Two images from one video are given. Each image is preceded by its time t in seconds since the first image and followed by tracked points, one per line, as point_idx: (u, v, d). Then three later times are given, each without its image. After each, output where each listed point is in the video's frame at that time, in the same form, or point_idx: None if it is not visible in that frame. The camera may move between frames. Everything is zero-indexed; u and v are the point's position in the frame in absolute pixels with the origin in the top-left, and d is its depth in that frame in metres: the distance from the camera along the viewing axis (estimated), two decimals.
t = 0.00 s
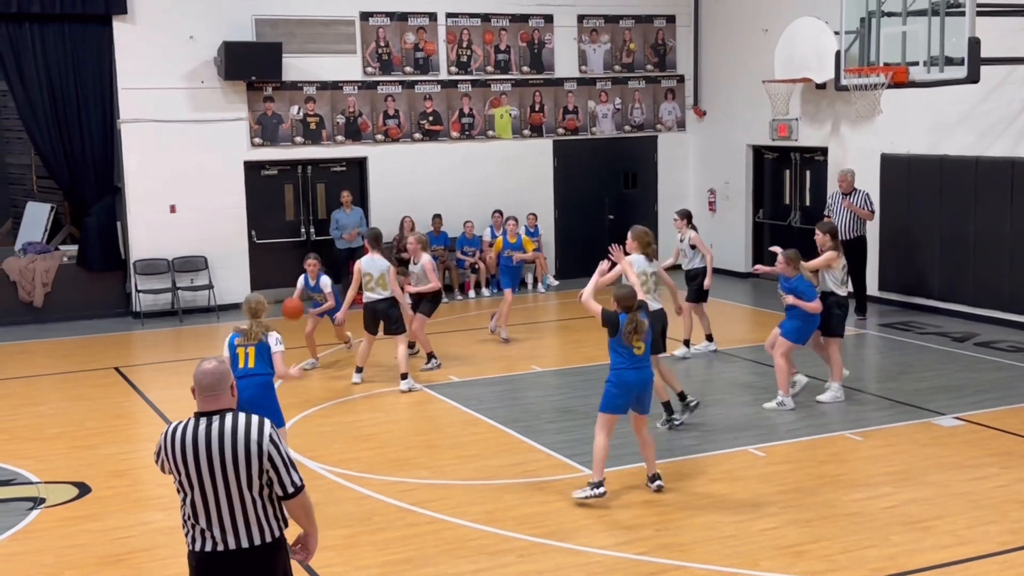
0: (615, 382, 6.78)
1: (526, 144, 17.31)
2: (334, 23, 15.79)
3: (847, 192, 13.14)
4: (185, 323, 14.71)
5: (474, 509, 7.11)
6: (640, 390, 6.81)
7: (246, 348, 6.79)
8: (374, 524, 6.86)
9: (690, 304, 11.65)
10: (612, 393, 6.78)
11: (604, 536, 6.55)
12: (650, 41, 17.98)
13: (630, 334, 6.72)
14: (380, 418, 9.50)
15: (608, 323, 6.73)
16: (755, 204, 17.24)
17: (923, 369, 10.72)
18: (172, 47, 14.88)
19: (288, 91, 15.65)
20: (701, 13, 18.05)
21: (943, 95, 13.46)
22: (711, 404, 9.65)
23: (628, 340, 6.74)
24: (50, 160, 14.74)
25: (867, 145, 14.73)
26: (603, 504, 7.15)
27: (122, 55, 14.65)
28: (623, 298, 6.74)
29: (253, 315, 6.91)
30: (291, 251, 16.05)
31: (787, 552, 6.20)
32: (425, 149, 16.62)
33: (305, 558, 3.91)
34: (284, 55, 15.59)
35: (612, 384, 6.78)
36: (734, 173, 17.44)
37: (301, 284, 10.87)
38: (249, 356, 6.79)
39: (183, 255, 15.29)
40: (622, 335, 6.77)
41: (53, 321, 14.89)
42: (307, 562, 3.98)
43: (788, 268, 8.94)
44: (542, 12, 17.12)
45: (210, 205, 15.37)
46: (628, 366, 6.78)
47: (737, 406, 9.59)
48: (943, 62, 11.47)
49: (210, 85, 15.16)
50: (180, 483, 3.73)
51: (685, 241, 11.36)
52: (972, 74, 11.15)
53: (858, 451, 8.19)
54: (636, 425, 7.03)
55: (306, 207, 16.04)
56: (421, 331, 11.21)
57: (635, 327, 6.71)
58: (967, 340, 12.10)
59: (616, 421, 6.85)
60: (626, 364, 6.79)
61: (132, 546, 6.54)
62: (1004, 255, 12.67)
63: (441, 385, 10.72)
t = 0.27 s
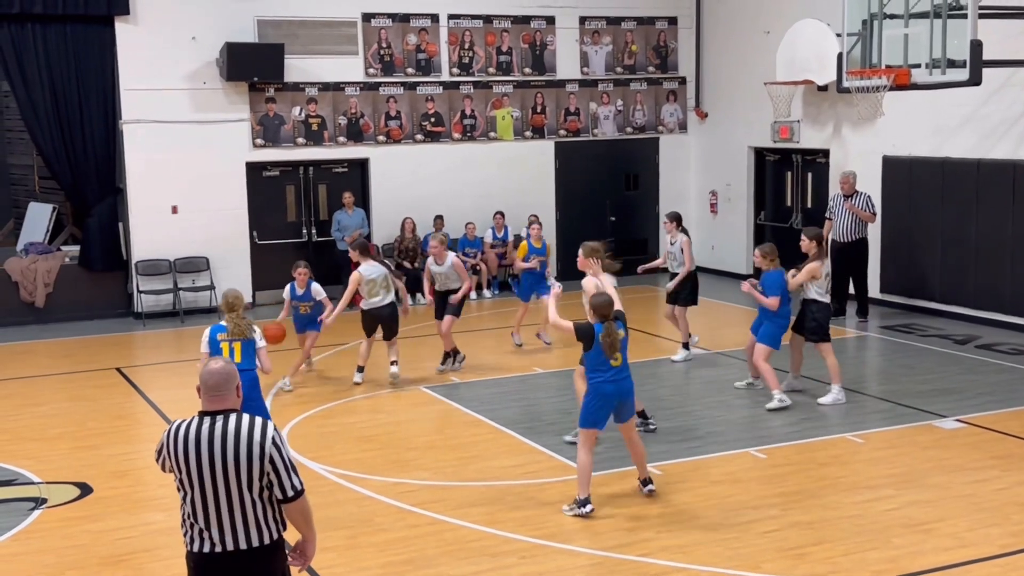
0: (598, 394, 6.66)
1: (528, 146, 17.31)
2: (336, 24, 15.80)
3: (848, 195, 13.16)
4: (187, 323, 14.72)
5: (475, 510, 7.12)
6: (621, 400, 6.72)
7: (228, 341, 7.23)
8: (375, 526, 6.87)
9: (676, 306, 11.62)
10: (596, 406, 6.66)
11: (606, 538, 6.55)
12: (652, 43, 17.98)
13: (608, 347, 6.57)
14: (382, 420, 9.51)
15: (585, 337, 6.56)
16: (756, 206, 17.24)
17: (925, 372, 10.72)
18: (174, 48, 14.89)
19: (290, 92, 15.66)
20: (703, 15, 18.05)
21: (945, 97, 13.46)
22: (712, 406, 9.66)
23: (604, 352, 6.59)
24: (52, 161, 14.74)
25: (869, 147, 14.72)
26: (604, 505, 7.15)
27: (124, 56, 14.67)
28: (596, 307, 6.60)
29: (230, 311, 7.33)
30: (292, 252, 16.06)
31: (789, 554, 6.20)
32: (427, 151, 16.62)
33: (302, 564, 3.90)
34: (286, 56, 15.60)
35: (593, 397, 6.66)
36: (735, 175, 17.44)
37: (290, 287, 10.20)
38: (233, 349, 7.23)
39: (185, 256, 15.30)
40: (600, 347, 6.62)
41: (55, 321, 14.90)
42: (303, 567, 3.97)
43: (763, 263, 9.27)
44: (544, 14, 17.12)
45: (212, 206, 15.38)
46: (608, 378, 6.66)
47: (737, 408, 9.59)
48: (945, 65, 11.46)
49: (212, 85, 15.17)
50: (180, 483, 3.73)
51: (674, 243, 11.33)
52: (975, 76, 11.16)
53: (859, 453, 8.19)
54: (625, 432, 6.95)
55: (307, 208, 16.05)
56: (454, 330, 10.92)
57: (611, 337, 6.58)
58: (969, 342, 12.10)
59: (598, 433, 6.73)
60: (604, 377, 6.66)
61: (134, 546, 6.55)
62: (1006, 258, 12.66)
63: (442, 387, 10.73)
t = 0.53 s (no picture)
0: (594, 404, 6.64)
1: (527, 147, 17.31)
2: (336, 25, 15.81)
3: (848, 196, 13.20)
4: (187, 324, 14.72)
5: (474, 511, 7.11)
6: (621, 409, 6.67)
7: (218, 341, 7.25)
8: (374, 527, 6.86)
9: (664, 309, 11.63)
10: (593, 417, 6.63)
11: (605, 539, 6.55)
12: (652, 44, 17.99)
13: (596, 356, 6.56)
14: (381, 420, 9.50)
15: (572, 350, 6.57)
16: (756, 207, 17.25)
17: (924, 374, 10.72)
18: (174, 49, 14.90)
19: (290, 93, 15.66)
20: (702, 16, 18.06)
21: (944, 99, 13.47)
22: (711, 407, 9.66)
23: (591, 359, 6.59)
24: (51, 161, 14.74)
25: (869, 149, 14.72)
26: (603, 507, 7.15)
27: (124, 56, 14.67)
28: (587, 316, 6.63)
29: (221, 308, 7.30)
30: (292, 252, 16.06)
31: (788, 556, 6.20)
32: (427, 152, 16.63)
33: (296, 569, 3.89)
34: (286, 57, 15.60)
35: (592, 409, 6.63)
36: (735, 177, 17.45)
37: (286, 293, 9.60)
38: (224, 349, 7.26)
39: (184, 256, 15.29)
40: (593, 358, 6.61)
41: (54, 322, 14.90)
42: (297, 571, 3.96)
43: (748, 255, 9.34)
44: (544, 15, 17.13)
45: (211, 207, 15.38)
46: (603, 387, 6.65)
47: (737, 409, 9.59)
48: (945, 67, 11.47)
49: (212, 86, 15.17)
50: (179, 482, 3.73)
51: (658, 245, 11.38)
52: (975, 78, 11.15)
53: (858, 454, 8.19)
54: (630, 437, 6.91)
55: (307, 208, 16.05)
56: (488, 346, 10.30)
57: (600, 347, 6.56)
58: (968, 344, 12.10)
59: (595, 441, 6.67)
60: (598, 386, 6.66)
61: (133, 547, 6.54)
62: (1005, 260, 12.67)
63: (441, 388, 10.72)
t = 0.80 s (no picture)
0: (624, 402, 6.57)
1: (524, 148, 17.32)
2: (332, 25, 15.80)
3: (844, 198, 13.25)
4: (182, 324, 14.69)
5: (470, 512, 7.11)
6: (649, 410, 6.57)
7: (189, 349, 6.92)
8: (370, 528, 6.86)
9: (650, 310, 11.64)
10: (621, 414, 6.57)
11: (601, 540, 6.55)
12: (648, 45, 18.01)
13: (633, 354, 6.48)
14: (377, 421, 9.49)
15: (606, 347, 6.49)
16: (752, 208, 17.28)
17: (919, 375, 10.74)
18: (170, 49, 14.88)
19: (286, 94, 15.65)
20: (698, 18, 18.08)
21: (939, 101, 13.50)
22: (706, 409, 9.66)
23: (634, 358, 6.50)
24: (47, 162, 14.71)
25: (864, 150, 14.75)
26: (599, 508, 7.15)
27: (119, 56, 14.65)
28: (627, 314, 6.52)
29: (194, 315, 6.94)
30: (288, 253, 16.06)
31: (783, 556, 6.20)
32: (423, 152, 16.62)
33: (292, 570, 3.88)
34: (283, 57, 15.60)
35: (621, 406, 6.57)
36: (731, 178, 17.46)
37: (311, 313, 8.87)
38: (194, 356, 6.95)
39: (180, 257, 15.27)
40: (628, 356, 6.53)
41: (50, 322, 14.88)
42: (293, 572, 3.96)
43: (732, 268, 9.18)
44: (540, 16, 17.13)
45: (207, 207, 15.36)
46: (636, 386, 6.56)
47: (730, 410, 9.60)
48: (940, 68, 11.48)
49: (208, 86, 15.16)
50: (173, 483, 3.73)
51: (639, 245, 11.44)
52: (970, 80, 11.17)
53: (854, 455, 8.20)
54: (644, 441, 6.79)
55: (303, 209, 16.05)
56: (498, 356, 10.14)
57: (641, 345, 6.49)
58: (963, 345, 12.12)
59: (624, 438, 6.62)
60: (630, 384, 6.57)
61: (128, 548, 6.53)
62: (1001, 262, 12.69)
63: (437, 389, 10.72)
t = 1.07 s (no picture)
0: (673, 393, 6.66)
1: (515, 149, 17.32)
2: (324, 26, 15.78)
3: (836, 199, 13.30)
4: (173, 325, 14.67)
5: (461, 513, 7.11)
6: (701, 403, 6.69)
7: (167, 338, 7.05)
8: (361, 529, 6.85)
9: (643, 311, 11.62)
10: (670, 404, 6.67)
11: (592, 541, 6.55)
12: (640, 47, 18.03)
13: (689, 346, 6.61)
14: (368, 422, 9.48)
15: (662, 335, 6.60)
16: (743, 210, 17.31)
17: (909, 376, 10.77)
18: (161, 50, 14.85)
19: (277, 94, 15.62)
20: (690, 19, 18.11)
21: (930, 103, 13.55)
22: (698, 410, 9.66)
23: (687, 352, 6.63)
24: (37, 162, 14.66)
25: (855, 152, 14.78)
26: (590, 508, 7.16)
27: (110, 57, 14.62)
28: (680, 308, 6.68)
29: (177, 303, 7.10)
30: (279, 254, 16.03)
31: (774, 557, 6.21)
32: (414, 153, 16.61)
33: (280, 571, 3.88)
34: (274, 58, 15.58)
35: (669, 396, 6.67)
36: (722, 179, 17.49)
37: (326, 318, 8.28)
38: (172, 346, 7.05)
39: (170, 257, 15.23)
40: (682, 347, 6.66)
41: (39, 322, 14.83)
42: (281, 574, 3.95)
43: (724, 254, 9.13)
44: (532, 17, 17.14)
45: (197, 208, 15.33)
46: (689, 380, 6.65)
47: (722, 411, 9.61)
48: (930, 70, 11.52)
49: (199, 87, 15.13)
50: (160, 485, 3.71)
51: (631, 245, 11.42)
52: (960, 81, 11.21)
53: (844, 456, 8.22)
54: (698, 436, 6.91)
55: (294, 210, 16.03)
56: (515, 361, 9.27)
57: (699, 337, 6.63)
58: (953, 346, 12.16)
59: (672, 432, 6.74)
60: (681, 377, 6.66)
61: (118, 549, 6.51)
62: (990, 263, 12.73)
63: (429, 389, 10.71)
